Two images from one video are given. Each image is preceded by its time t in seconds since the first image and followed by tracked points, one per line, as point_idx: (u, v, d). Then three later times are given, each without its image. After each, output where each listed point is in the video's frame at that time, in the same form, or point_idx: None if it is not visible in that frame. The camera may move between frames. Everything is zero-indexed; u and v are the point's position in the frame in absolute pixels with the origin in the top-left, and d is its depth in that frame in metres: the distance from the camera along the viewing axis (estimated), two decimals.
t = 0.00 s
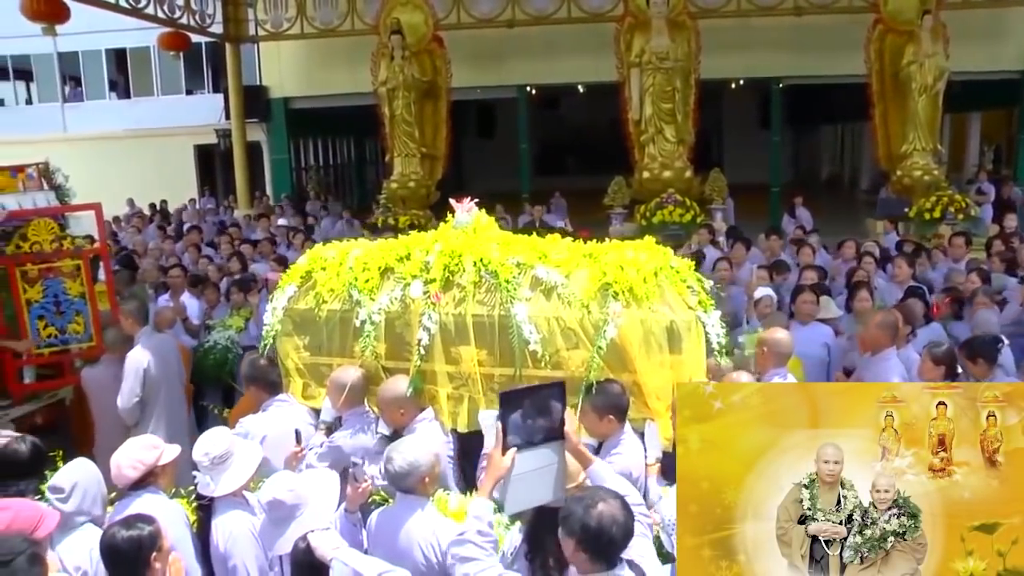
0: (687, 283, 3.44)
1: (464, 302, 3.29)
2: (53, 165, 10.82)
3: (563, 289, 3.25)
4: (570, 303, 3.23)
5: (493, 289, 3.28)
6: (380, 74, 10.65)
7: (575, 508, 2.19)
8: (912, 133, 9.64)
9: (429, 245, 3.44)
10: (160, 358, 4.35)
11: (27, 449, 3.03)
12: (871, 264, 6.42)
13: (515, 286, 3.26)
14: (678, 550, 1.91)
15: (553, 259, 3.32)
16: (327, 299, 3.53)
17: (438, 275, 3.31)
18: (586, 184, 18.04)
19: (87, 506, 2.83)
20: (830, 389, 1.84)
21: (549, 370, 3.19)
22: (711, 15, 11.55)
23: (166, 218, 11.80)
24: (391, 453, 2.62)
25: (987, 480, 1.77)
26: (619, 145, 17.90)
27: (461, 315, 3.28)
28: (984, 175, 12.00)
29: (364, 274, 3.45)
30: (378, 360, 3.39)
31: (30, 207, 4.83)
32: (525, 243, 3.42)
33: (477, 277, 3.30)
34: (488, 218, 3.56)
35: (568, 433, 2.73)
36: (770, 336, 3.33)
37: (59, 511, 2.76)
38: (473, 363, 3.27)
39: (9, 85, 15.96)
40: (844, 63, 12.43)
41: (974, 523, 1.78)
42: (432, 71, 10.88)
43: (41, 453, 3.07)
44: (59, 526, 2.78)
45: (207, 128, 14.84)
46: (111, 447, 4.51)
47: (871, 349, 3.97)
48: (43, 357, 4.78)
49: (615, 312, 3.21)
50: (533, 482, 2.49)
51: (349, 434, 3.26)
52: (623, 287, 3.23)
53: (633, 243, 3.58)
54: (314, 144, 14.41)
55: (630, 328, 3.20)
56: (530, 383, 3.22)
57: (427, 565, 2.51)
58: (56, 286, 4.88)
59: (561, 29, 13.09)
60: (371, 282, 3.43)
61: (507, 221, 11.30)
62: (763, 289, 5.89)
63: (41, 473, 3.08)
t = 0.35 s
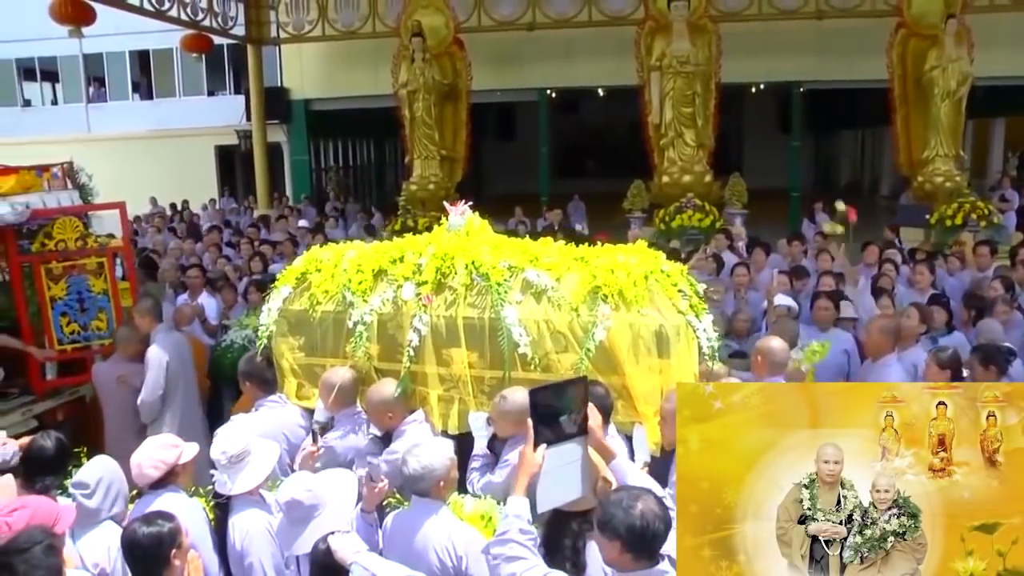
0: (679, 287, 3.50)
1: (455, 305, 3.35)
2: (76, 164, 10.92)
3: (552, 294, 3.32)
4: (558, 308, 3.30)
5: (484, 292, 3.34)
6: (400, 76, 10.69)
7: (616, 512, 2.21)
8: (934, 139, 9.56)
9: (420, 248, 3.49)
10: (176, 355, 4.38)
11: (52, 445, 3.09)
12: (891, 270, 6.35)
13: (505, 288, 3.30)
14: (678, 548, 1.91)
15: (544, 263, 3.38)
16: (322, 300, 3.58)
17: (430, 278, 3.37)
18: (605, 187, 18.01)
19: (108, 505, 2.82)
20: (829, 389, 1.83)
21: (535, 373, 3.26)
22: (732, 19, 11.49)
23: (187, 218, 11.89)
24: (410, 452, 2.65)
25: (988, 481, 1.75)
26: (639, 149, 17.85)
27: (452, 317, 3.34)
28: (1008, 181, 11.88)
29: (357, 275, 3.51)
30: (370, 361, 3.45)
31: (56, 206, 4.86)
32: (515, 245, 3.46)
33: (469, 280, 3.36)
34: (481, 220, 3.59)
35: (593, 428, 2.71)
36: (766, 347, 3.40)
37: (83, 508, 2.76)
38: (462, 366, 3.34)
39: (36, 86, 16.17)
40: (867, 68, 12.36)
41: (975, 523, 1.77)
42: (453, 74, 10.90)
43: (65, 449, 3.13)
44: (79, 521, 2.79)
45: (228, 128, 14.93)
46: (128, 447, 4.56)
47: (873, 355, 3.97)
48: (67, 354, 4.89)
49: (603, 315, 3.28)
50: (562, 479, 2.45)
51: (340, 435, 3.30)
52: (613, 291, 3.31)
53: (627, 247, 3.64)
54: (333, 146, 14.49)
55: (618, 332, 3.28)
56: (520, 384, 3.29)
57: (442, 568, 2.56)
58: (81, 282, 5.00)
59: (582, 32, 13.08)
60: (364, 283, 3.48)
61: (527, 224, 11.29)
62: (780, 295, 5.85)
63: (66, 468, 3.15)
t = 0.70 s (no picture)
0: (667, 291, 3.52)
1: (444, 305, 3.51)
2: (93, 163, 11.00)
3: (538, 296, 3.43)
4: (545, 309, 3.41)
5: (472, 293, 3.48)
6: (415, 78, 10.72)
7: (633, 522, 2.21)
8: (951, 142, 9.50)
9: (411, 250, 3.66)
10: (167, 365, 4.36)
11: (71, 442, 3.09)
12: (907, 276, 6.32)
13: (493, 289, 3.44)
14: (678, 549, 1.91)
15: (532, 265, 3.50)
16: (314, 299, 3.78)
17: (419, 278, 3.54)
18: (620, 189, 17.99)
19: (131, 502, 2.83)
20: (829, 388, 1.82)
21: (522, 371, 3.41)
22: (747, 21, 11.44)
23: (202, 217, 11.95)
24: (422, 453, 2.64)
25: (987, 481, 1.75)
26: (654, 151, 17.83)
27: (440, 317, 3.50)
28: None
29: (349, 276, 3.68)
30: (363, 360, 3.62)
31: (73, 205, 4.99)
32: (504, 247, 3.62)
33: (457, 281, 3.51)
34: (472, 223, 3.80)
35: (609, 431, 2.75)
36: (756, 347, 3.44)
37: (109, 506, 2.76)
38: (451, 364, 3.49)
39: (54, 86, 16.30)
40: (883, 70, 12.30)
41: (974, 523, 1.76)
42: (468, 75, 10.93)
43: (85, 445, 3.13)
44: (100, 516, 2.79)
45: (243, 129, 15.00)
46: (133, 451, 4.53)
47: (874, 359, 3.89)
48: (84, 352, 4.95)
49: (588, 319, 3.33)
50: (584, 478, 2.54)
51: (333, 431, 3.42)
52: (599, 294, 3.36)
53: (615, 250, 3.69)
54: (348, 147, 14.56)
55: (603, 335, 3.32)
56: (506, 385, 3.43)
57: (451, 570, 2.56)
58: (98, 279, 5.11)
59: (596, 34, 13.09)
60: (356, 282, 3.66)
61: (540, 226, 11.29)
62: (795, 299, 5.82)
63: (83, 464, 3.15)
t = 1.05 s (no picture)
0: (648, 295, 3.52)
1: (425, 307, 3.49)
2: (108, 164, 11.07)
3: (519, 298, 3.40)
4: (524, 311, 3.39)
5: (453, 295, 3.47)
6: (429, 79, 10.76)
7: (646, 528, 2.20)
8: (967, 144, 9.44)
9: (395, 252, 3.65)
10: (166, 372, 4.41)
11: (80, 441, 3.11)
12: (922, 279, 6.27)
13: (473, 292, 3.43)
14: (679, 551, 1.89)
15: (513, 268, 3.48)
16: (302, 299, 3.78)
17: (402, 280, 3.53)
18: (632, 191, 17.97)
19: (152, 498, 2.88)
20: (829, 388, 1.81)
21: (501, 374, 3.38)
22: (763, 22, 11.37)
23: (216, 218, 12.01)
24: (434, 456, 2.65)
25: (987, 481, 1.74)
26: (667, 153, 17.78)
27: (421, 319, 3.48)
28: None
29: (335, 277, 3.68)
30: (345, 360, 3.61)
31: (90, 206, 5.04)
32: (487, 250, 3.62)
33: (439, 283, 3.50)
34: (456, 224, 3.85)
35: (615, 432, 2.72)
36: (740, 351, 3.40)
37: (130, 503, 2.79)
38: (431, 366, 3.47)
39: (71, 88, 16.40)
40: (898, 71, 12.23)
41: (974, 523, 1.75)
42: (482, 77, 10.87)
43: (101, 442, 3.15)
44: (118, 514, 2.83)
45: (258, 130, 15.07)
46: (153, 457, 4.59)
47: (876, 360, 3.85)
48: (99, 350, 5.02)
49: (563, 320, 3.31)
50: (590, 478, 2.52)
51: (315, 431, 3.45)
52: (576, 297, 3.35)
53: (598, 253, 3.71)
54: (361, 148, 14.60)
55: (578, 338, 3.30)
56: (484, 386, 3.41)
57: (463, 573, 2.56)
58: (114, 278, 5.19)
59: (612, 35, 13.06)
60: (342, 283, 3.65)
61: (554, 227, 11.28)
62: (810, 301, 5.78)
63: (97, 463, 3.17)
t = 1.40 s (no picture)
0: (640, 295, 3.49)
1: (420, 307, 3.54)
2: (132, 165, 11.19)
3: (510, 299, 3.44)
4: (515, 312, 3.42)
5: (447, 295, 3.52)
6: (449, 80, 10.81)
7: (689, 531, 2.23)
8: (991, 145, 9.34)
9: (390, 253, 3.69)
10: (170, 368, 4.46)
11: (94, 441, 3.15)
12: (942, 281, 6.22)
13: (467, 292, 3.48)
14: (679, 551, 1.90)
15: (507, 268, 3.51)
16: (300, 299, 3.82)
17: (397, 280, 3.59)
18: (652, 192, 17.93)
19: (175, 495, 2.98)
20: (828, 389, 1.81)
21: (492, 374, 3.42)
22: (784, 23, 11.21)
23: (237, 219, 12.10)
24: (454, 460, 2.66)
25: (987, 481, 1.74)
26: (688, 154, 17.72)
27: (416, 320, 3.54)
28: None
29: (333, 277, 3.73)
30: (341, 360, 3.65)
31: (113, 206, 5.34)
32: (482, 251, 3.65)
33: (433, 283, 3.55)
34: (451, 225, 3.90)
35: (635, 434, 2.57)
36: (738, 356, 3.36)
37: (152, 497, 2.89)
38: (425, 365, 3.52)
39: (94, 89, 16.55)
40: (922, 71, 12.13)
41: (974, 523, 1.75)
42: (502, 77, 10.90)
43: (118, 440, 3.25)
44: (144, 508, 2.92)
45: (279, 131, 15.16)
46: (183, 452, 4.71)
47: (889, 362, 3.83)
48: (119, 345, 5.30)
49: (554, 321, 3.34)
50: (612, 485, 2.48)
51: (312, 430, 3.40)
52: (567, 298, 3.36)
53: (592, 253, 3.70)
54: (382, 148, 14.66)
55: (570, 338, 3.32)
56: (477, 385, 3.44)
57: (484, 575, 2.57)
58: (136, 277, 5.52)
59: (633, 35, 13.04)
60: (339, 283, 3.70)
61: (573, 228, 11.27)
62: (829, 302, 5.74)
63: (110, 469, 3.19)
